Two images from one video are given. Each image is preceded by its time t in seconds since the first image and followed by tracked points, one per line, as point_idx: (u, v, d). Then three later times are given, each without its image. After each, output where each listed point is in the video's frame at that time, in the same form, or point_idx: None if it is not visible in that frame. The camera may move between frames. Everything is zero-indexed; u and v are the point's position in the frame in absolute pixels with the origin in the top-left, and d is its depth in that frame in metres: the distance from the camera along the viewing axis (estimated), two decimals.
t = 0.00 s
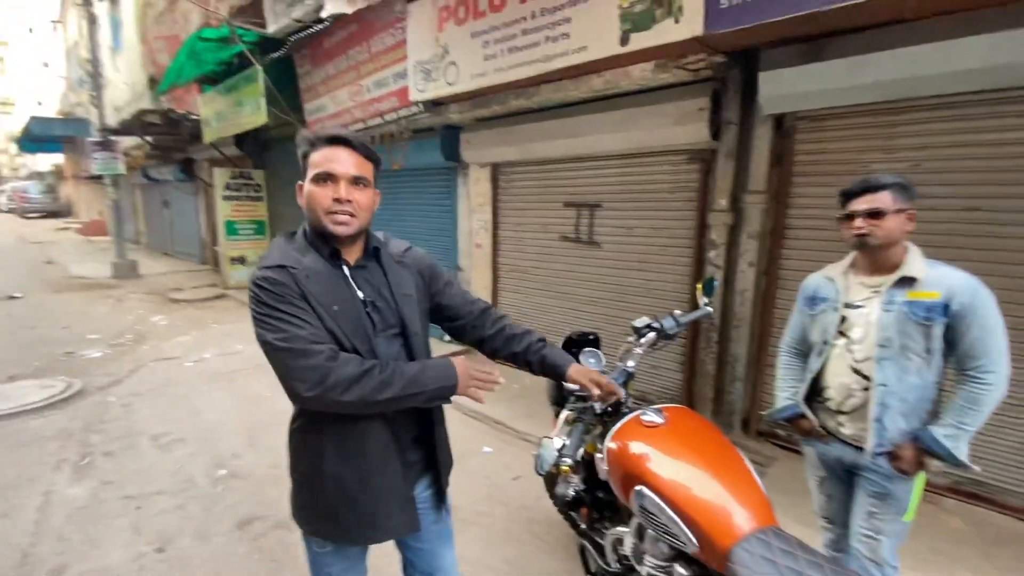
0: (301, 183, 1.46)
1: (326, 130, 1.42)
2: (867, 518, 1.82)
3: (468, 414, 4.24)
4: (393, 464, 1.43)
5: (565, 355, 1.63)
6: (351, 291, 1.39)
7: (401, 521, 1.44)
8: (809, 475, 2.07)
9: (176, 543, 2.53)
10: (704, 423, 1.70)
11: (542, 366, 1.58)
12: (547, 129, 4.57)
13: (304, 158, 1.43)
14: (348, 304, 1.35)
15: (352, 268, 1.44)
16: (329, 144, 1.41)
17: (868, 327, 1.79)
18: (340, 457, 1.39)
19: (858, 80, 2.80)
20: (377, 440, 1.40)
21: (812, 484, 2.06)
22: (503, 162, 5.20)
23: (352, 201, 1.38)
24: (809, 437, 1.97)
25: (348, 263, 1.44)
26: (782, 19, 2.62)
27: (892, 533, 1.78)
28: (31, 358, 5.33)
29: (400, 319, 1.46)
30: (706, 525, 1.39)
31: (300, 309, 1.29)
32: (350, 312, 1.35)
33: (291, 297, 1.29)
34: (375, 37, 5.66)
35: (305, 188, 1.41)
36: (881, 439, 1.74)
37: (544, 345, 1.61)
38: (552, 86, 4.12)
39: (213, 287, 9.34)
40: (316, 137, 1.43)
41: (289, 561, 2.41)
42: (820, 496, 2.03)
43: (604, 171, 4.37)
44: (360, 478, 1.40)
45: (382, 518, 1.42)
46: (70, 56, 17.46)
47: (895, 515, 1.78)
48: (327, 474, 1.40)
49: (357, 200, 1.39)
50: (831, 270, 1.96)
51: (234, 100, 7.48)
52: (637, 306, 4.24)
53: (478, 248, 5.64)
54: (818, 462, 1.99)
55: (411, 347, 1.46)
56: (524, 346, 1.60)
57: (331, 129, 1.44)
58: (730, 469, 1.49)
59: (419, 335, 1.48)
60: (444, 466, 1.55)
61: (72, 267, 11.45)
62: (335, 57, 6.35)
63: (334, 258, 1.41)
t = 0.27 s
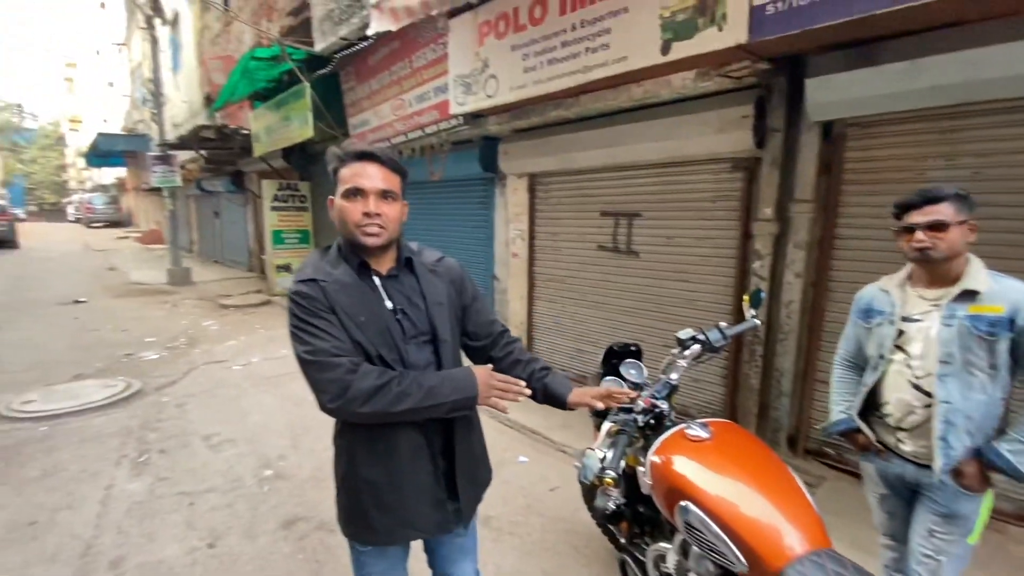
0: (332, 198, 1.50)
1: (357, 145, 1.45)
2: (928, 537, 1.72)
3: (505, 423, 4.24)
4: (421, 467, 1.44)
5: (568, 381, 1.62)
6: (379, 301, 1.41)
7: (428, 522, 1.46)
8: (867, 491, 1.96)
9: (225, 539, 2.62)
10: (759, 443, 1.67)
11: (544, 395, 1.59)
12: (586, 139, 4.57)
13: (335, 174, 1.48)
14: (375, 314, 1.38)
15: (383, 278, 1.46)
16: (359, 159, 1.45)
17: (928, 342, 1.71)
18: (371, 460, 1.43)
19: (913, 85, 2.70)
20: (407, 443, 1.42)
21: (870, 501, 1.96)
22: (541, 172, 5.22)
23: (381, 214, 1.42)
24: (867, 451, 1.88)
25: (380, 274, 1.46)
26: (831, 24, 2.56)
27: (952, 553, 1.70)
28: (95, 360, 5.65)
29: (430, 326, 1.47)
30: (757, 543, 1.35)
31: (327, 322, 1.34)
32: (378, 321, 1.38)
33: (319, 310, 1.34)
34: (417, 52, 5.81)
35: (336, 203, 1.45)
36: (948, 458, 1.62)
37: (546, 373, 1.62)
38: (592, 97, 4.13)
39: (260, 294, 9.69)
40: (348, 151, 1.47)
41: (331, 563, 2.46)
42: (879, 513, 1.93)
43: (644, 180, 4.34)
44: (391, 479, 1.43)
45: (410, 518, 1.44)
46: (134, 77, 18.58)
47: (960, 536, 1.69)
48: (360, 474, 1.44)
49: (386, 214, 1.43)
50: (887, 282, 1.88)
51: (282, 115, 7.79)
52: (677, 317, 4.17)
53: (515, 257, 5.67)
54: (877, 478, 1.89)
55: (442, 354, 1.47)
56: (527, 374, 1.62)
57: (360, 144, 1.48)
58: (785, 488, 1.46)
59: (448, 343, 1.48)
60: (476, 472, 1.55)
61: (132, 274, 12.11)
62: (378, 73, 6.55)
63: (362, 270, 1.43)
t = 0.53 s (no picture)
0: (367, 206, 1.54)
1: (391, 153, 1.49)
2: (982, 554, 1.64)
3: (533, 430, 4.23)
4: (450, 474, 1.45)
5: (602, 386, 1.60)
6: (413, 306, 1.43)
7: (458, 527, 1.47)
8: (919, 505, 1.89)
9: (261, 537, 2.69)
10: (796, 454, 1.64)
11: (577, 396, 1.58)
12: (617, 144, 4.55)
13: (370, 183, 1.51)
14: (408, 319, 1.40)
15: (417, 282, 1.49)
16: (393, 167, 1.48)
17: (982, 355, 1.63)
18: (402, 464, 1.44)
19: (962, 85, 2.59)
20: (436, 450, 1.44)
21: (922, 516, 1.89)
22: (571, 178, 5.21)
23: (417, 221, 1.44)
24: (918, 464, 1.80)
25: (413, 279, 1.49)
26: (873, 24, 2.49)
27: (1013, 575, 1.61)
28: (139, 360, 5.88)
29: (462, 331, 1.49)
30: (797, 560, 1.31)
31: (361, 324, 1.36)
32: (411, 325, 1.40)
33: (353, 313, 1.36)
34: (448, 61, 5.89)
35: (372, 210, 1.48)
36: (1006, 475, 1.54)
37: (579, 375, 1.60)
38: (623, 102, 4.11)
39: (295, 298, 9.94)
40: (382, 159, 1.50)
41: (362, 564, 2.50)
42: (931, 529, 1.86)
43: (676, 185, 4.28)
44: (420, 485, 1.44)
45: (440, 524, 1.45)
46: (178, 89, 19.40)
47: (1015, 553, 1.60)
48: (391, 476, 1.46)
49: (422, 221, 1.46)
50: (936, 292, 1.81)
51: (318, 125, 8.00)
52: (710, 325, 4.10)
53: (543, 263, 5.66)
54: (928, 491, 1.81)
55: (473, 359, 1.48)
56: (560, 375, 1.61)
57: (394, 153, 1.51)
58: (826, 502, 1.43)
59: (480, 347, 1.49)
60: (505, 479, 1.54)
61: (174, 278, 12.58)
62: (411, 82, 6.66)
63: (398, 273, 1.46)
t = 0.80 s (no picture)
0: (389, 215, 1.54)
1: (409, 160, 1.49)
2: (1015, 566, 1.58)
3: (550, 432, 4.23)
4: (472, 479, 1.45)
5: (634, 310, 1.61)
6: (435, 309, 1.45)
7: (480, 534, 1.46)
8: (951, 518, 1.84)
9: (282, 535, 2.73)
10: (817, 461, 1.61)
11: (613, 329, 1.59)
12: (635, 146, 4.52)
13: (390, 190, 1.50)
14: (429, 321, 1.42)
15: (440, 285, 1.52)
16: (412, 173, 1.48)
17: (1016, 364, 1.59)
18: (425, 468, 1.46)
19: (993, 83, 2.52)
20: (458, 454, 1.44)
21: (954, 529, 1.84)
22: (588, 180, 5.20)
23: (445, 225, 1.46)
24: (952, 476, 1.76)
25: (435, 281, 1.51)
26: (899, 22, 2.44)
27: None
28: (166, 359, 6.03)
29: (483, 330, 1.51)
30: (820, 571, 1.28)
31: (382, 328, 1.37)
32: (430, 326, 1.41)
33: (374, 317, 1.37)
34: (466, 64, 5.92)
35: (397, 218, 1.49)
36: None
37: (610, 311, 1.62)
38: (641, 104, 4.08)
39: (315, 299, 10.08)
40: (400, 168, 1.50)
41: (380, 563, 2.52)
42: (964, 542, 1.81)
43: (695, 187, 4.24)
44: (443, 489, 1.45)
45: (462, 529, 1.46)
46: (204, 95, 19.85)
47: None
48: (415, 480, 1.48)
49: (450, 224, 1.48)
50: (962, 299, 1.78)
51: (338, 129, 8.11)
52: (730, 328, 4.05)
53: (559, 265, 5.63)
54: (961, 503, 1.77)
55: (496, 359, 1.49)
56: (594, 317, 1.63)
57: (411, 158, 1.51)
58: (848, 512, 1.39)
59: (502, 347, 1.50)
60: (531, 487, 1.52)
61: (199, 279, 12.87)
62: (429, 85, 6.72)
63: (421, 276, 1.49)
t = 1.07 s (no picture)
0: (410, 210, 1.55)
1: (430, 155, 1.49)
2: None
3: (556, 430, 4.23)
4: (478, 483, 1.44)
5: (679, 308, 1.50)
6: (451, 308, 1.45)
7: (483, 539, 1.46)
8: (959, 522, 1.81)
9: (289, 530, 2.75)
10: (828, 461, 1.59)
11: (657, 325, 1.47)
12: (642, 143, 4.49)
13: (410, 186, 1.51)
14: (446, 321, 1.41)
15: (457, 282, 1.51)
16: (432, 168, 1.49)
17: None
18: (434, 467, 1.48)
19: (1007, 78, 2.49)
20: (467, 456, 1.44)
21: (963, 532, 1.81)
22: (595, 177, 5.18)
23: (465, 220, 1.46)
24: (961, 479, 1.73)
25: (454, 280, 1.50)
26: (911, 16, 2.41)
27: None
28: (174, 356, 6.07)
29: (500, 331, 1.49)
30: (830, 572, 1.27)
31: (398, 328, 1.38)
32: (448, 327, 1.41)
33: (390, 317, 1.38)
34: (472, 62, 5.92)
35: (418, 214, 1.49)
36: None
37: (652, 307, 1.51)
38: (649, 100, 4.06)
39: (322, 297, 10.12)
40: (420, 162, 1.50)
41: (386, 559, 2.53)
42: (973, 546, 1.78)
43: (703, 185, 4.22)
44: (450, 489, 1.46)
45: (465, 531, 1.46)
46: (212, 93, 19.95)
47: None
48: (425, 477, 1.50)
49: (469, 220, 1.48)
50: (969, 298, 1.76)
51: (345, 127, 8.13)
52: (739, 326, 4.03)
53: (566, 263, 5.63)
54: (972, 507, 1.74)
55: (512, 358, 1.48)
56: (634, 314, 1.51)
57: (431, 153, 1.51)
58: (862, 513, 1.38)
59: (517, 345, 1.49)
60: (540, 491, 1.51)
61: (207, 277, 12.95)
62: (435, 83, 6.72)
63: (439, 273, 1.48)
